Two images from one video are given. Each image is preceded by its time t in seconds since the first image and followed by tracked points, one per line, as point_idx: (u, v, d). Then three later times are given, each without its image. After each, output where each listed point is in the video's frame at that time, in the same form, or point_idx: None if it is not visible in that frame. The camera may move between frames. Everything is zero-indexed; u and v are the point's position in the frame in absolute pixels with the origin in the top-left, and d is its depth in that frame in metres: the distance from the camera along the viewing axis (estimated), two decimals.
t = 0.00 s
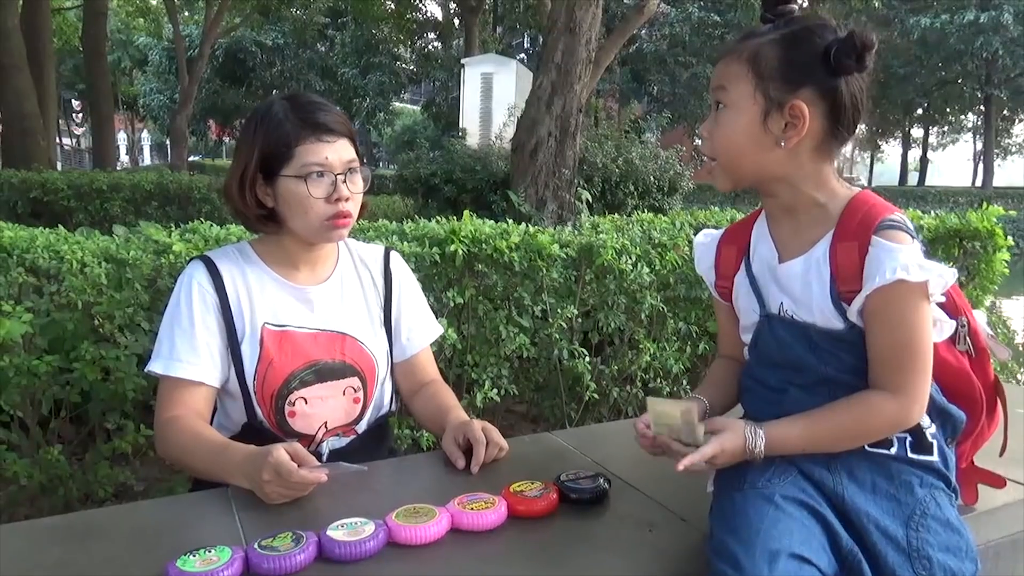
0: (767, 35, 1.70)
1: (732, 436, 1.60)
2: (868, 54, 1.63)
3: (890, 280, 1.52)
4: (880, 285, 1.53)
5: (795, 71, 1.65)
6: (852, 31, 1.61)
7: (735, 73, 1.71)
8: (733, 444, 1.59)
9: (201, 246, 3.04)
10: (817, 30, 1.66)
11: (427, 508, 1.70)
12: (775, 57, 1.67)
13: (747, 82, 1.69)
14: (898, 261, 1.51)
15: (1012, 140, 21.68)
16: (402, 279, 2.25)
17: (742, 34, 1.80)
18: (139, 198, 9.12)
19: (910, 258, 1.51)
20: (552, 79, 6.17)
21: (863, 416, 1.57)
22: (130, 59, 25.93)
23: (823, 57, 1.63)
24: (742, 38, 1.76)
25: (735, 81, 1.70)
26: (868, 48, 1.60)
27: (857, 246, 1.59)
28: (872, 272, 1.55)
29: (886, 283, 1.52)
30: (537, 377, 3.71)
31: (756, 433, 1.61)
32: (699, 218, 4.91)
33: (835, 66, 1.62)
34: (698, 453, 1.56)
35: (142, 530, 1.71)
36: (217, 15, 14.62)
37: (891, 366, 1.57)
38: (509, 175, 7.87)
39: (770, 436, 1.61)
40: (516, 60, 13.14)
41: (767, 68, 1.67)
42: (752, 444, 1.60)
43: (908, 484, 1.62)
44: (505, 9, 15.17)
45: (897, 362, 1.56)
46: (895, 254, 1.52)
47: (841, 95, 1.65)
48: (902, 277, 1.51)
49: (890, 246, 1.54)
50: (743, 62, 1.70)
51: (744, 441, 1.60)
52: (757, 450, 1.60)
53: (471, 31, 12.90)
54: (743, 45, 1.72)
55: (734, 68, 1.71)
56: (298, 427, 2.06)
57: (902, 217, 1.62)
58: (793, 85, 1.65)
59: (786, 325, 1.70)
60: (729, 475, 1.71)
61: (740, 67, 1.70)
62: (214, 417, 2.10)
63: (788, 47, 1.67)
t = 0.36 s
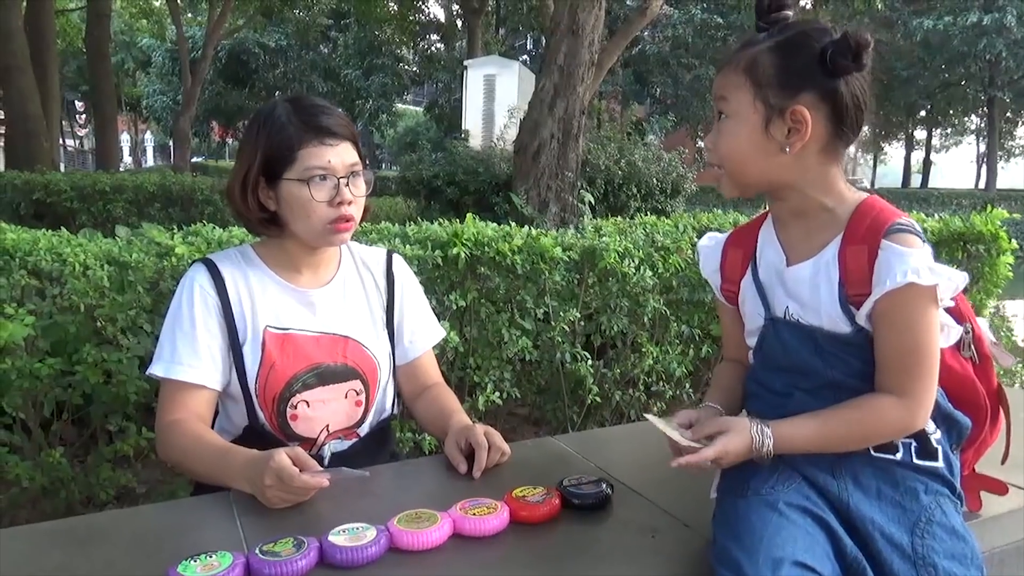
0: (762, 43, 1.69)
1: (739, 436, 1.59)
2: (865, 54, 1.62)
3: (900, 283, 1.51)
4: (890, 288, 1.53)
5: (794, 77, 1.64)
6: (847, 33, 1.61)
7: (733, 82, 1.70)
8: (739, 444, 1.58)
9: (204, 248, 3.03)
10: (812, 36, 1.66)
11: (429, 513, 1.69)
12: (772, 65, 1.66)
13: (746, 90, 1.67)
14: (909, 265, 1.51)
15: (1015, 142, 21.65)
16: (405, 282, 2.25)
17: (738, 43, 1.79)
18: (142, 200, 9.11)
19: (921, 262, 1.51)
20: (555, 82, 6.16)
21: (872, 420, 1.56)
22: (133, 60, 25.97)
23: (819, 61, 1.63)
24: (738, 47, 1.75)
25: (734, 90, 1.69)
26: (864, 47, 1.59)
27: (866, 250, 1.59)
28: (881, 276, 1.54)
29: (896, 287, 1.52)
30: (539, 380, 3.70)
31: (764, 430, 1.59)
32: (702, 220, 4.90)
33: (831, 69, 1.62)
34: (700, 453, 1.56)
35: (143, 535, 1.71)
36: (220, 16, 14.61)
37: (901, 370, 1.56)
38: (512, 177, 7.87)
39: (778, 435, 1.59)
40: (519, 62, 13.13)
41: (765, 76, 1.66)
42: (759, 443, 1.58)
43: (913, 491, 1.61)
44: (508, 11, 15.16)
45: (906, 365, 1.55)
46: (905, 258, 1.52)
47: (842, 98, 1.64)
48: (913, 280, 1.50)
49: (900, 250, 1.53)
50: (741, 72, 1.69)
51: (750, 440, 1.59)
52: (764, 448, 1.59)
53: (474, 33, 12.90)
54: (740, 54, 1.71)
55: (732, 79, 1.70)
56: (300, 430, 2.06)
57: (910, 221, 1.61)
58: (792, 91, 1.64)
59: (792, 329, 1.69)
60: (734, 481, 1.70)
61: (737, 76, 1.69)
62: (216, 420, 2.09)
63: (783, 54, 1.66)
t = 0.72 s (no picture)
0: (762, 51, 1.70)
1: (738, 438, 1.59)
2: (865, 56, 1.62)
3: (909, 289, 1.51)
4: (897, 295, 1.53)
5: (795, 84, 1.65)
6: (845, 35, 1.61)
7: (735, 92, 1.71)
8: (738, 446, 1.58)
9: (208, 251, 3.04)
10: (811, 41, 1.66)
11: (430, 517, 1.70)
12: (774, 73, 1.66)
13: (749, 99, 1.68)
14: (917, 272, 1.51)
15: (1019, 146, 21.60)
16: (409, 285, 2.25)
17: (738, 52, 1.80)
18: (146, 202, 9.13)
19: (929, 269, 1.51)
20: (558, 85, 6.17)
21: (877, 426, 1.56)
22: (138, 62, 26.06)
23: (819, 65, 1.63)
24: (740, 55, 1.75)
25: (737, 99, 1.70)
26: (862, 48, 1.60)
27: (875, 256, 1.59)
28: (889, 282, 1.55)
29: (904, 293, 1.52)
30: (541, 384, 3.70)
31: (763, 430, 1.60)
32: (705, 224, 4.90)
33: (831, 72, 1.62)
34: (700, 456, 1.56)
35: (144, 538, 1.71)
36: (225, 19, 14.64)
37: (906, 377, 1.56)
38: (516, 180, 7.86)
39: (778, 436, 1.59)
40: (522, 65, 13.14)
41: (766, 84, 1.66)
42: (759, 443, 1.58)
43: (915, 497, 1.61)
44: (512, 14, 15.18)
45: (911, 372, 1.55)
46: (915, 265, 1.52)
47: (846, 102, 1.64)
48: (921, 287, 1.50)
49: (909, 256, 1.54)
50: (743, 82, 1.70)
51: (750, 440, 1.59)
52: (766, 449, 1.59)
53: (478, 37, 12.92)
54: (742, 62, 1.72)
55: (734, 88, 1.71)
56: (302, 433, 2.06)
57: (919, 228, 1.61)
58: (794, 98, 1.64)
59: (798, 333, 1.69)
60: (736, 487, 1.70)
61: (740, 86, 1.70)
62: (219, 422, 2.10)
63: (783, 61, 1.67)
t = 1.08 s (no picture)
0: (771, 59, 1.70)
1: (751, 444, 1.58)
2: (877, 64, 1.62)
3: (925, 298, 1.50)
4: (911, 304, 1.52)
5: (805, 92, 1.64)
6: (856, 44, 1.62)
7: (744, 102, 1.70)
8: (751, 453, 1.57)
9: (211, 254, 3.04)
10: (821, 48, 1.65)
11: (435, 522, 1.69)
12: (784, 83, 1.66)
13: (759, 109, 1.67)
14: (933, 281, 1.50)
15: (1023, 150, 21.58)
16: (412, 289, 2.24)
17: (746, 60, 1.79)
18: (150, 204, 9.13)
19: (946, 278, 1.50)
20: (561, 88, 6.17)
21: (890, 435, 1.55)
22: (141, 64, 26.13)
23: (829, 72, 1.63)
24: (750, 63, 1.75)
25: (746, 109, 1.69)
26: (871, 57, 1.60)
27: (889, 264, 1.58)
28: (904, 290, 1.54)
29: (919, 302, 1.51)
30: (544, 387, 3.69)
31: (775, 436, 1.59)
32: (708, 227, 4.89)
33: (842, 79, 1.61)
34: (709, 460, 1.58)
35: (147, 542, 1.70)
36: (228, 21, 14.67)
37: (920, 385, 1.55)
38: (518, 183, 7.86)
39: (790, 441, 1.58)
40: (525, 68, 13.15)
41: (776, 95, 1.66)
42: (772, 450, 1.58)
43: (926, 505, 1.60)
44: (516, 17, 15.20)
45: (925, 380, 1.54)
46: (929, 274, 1.51)
47: (858, 107, 1.63)
48: (936, 296, 1.50)
49: (925, 264, 1.53)
50: (752, 92, 1.69)
51: (762, 446, 1.58)
52: (777, 454, 1.58)
53: (481, 40, 12.92)
54: (751, 71, 1.71)
55: (743, 99, 1.70)
56: (305, 436, 2.06)
57: (935, 235, 1.61)
58: (805, 107, 1.64)
59: (810, 339, 1.68)
60: (745, 493, 1.70)
61: (749, 96, 1.69)
62: (222, 425, 2.09)
63: (794, 70, 1.66)
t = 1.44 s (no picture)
0: (777, 58, 1.68)
1: (762, 454, 1.57)
2: (883, 61, 1.61)
3: (932, 300, 1.49)
4: (918, 305, 1.51)
5: (812, 90, 1.63)
6: (862, 41, 1.60)
7: (750, 101, 1.69)
8: (761, 464, 1.56)
9: (216, 253, 3.03)
10: (828, 46, 1.64)
11: (441, 522, 1.68)
12: (789, 82, 1.64)
13: (764, 109, 1.66)
14: (939, 282, 1.49)
15: None
16: (418, 288, 2.24)
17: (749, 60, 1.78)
18: (153, 203, 9.13)
19: (952, 279, 1.49)
20: (566, 88, 6.15)
21: (897, 437, 1.54)
22: (145, 64, 26.13)
23: (835, 70, 1.61)
24: (754, 63, 1.73)
25: (753, 109, 1.68)
26: (877, 54, 1.59)
27: (895, 264, 1.57)
28: (910, 291, 1.53)
29: (926, 303, 1.50)
30: (549, 387, 3.67)
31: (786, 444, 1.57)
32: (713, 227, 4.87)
33: (848, 77, 1.60)
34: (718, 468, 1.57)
35: (153, 543, 1.69)
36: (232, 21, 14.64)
37: (927, 388, 1.54)
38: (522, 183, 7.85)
39: (800, 449, 1.57)
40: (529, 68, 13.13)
41: (782, 94, 1.64)
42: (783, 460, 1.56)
43: (936, 506, 1.59)
44: (519, 17, 15.18)
45: (933, 382, 1.53)
46: (936, 275, 1.50)
47: (864, 106, 1.61)
48: (942, 298, 1.48)
49: (932, 266, 1.52)
50: (757, 92, 1.68)
51: (773, 455, 1.57)
52: (787, 462, 1.57)
53: (484, 40, 12.90)
54: (757, 70, 1.69)
55: (748, 99, 1.69)
56: (308, 435, 2.05)
57: (942, 236, 1.59)
58: (813, 106, 1.62)
59: (817, 338, 1.67)
60: (753, 495, 1.68)
61: (754, 96, 1.68)
62: (225, 423, 2.08)
63: (801, 69, 1.64)
